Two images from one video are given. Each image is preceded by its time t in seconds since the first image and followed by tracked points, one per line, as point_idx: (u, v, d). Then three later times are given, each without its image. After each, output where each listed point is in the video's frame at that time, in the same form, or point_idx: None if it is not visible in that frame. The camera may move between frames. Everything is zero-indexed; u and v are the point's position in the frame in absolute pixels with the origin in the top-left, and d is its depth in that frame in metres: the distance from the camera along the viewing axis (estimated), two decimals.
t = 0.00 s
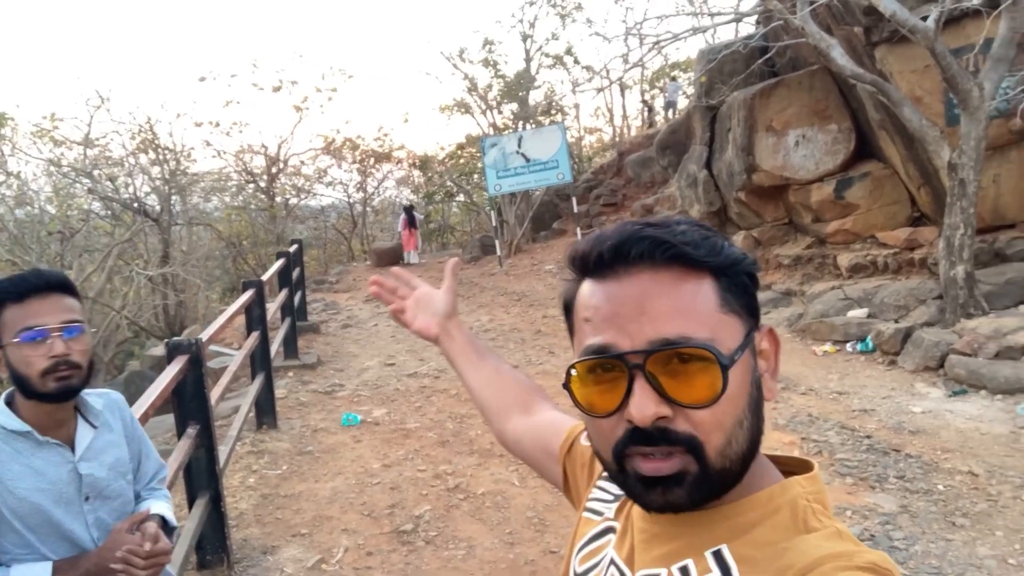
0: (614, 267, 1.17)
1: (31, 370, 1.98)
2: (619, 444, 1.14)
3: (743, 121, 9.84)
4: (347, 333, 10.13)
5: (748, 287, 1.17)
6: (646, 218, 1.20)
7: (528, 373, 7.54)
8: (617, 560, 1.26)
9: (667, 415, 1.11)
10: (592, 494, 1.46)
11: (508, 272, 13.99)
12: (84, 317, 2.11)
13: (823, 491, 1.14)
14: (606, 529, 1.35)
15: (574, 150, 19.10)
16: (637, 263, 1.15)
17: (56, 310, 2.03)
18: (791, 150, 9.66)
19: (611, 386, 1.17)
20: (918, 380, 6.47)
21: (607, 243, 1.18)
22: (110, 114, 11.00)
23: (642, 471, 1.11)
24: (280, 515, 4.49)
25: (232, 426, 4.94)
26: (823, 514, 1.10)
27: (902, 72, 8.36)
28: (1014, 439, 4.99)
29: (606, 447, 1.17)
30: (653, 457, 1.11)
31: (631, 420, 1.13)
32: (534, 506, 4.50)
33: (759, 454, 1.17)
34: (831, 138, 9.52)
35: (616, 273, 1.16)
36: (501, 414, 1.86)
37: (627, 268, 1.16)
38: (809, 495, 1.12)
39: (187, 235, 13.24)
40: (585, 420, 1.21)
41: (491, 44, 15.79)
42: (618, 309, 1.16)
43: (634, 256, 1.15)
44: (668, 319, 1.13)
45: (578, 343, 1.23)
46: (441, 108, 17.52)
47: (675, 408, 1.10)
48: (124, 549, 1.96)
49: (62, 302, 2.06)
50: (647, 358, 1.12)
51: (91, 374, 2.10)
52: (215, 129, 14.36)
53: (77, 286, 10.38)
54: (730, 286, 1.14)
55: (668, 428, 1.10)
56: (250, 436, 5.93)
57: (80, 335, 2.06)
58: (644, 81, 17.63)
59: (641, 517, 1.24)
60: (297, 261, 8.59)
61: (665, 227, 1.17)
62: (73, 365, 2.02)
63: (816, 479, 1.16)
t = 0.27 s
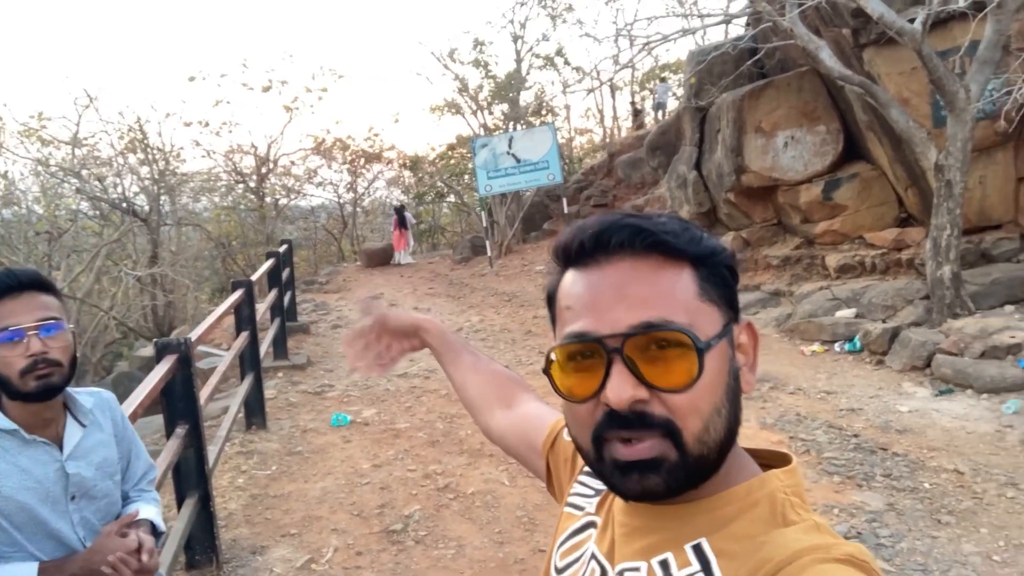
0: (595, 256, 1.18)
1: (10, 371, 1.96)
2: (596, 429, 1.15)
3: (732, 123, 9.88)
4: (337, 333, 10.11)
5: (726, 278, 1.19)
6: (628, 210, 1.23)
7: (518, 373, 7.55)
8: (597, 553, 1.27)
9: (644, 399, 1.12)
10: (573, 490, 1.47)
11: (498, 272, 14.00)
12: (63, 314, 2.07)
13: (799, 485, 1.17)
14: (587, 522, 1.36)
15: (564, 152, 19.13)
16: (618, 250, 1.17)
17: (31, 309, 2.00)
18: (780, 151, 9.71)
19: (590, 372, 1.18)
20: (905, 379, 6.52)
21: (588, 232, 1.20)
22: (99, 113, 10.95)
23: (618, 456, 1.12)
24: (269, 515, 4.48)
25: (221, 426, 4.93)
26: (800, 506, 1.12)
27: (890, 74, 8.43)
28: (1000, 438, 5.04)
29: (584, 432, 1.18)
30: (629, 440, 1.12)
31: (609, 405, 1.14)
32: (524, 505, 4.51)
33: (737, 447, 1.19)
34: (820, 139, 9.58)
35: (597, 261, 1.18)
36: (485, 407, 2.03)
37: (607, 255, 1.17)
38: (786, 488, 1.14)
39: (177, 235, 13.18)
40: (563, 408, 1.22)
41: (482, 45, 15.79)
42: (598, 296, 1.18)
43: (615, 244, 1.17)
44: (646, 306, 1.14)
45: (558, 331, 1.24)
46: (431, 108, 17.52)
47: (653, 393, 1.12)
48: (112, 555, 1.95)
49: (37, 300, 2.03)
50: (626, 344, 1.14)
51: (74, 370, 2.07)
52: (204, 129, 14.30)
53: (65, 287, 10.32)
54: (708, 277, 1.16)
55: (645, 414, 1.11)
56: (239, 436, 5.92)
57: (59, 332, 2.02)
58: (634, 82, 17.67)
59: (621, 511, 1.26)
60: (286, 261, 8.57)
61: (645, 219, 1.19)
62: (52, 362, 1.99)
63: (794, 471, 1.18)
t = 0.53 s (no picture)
0: (579, 240, 1.21)
1: (3, 362, 1.96)
2: (578, 409, 1.17)
3: (724, 122, 9.92)
4: (330, 332, 10.10)
5: (707, 263, 1.21)
6: (613, 196, 1.25)
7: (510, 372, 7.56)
8: (582, 536, 1.28)
9: (624, 380, 1.14)
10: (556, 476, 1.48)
11: (491, 271, 14.01)
12: (53, 304, 2.07)
13: (778, 464, 1.19)
14: (572, 508, 1.38)
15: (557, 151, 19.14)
16: (601, 235, 1.19)
17: (20, 301, 2.00)
18: (771, 150, 9.75)
19: (573, 354, 1.20)
20: (895, 377, 6.56)
21: (573, 217, 1.22)
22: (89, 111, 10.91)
23: (597, 435, 1.14)
24: (262, 512, 4.48)
25: (213, 424, 4.92)
26: (779, 485, 1.14)
27: (880, 74, 8.49)
28: (988, 435, 5.09)
29: (565, 413, 1.20)
30: (610, 421, 1.14)
31: (590, 386, 1.16)
32: (516, 502, 4.52)
33: (718, 429, 1.21)
34: (811, 139, 9.63)
35: (581, 245, 1.20)
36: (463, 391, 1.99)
37: (591, 240, 1.19)
38: (765, 468, 1.16)
39: (168, 234, 13.14)
40: (546, 390, 1.24)
41: (474, 44, 15.79)
42: (582, 280, 1.20)
43: (599, 229, 1.19)
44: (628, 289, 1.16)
45: (543, 314, 1.26)
46: (424, 107, 17.50)
47: (634, 374, 1.13)
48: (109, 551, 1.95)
49: (25, 291, 2.02)
50: (607, 325, 1.16)
51: (67, 360, 2.07)
52: (196, 128, 14.26)
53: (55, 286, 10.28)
54: (690, 262, 1.18)
55: (625, 394, 1.13)
56: (232, 434, 5.91)
57: (50, 322, 2.02)
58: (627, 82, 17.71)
59: (604, 492, 1.28)
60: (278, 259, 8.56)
61: (630, 204, 1.21)
62: (44, 352, 1.99)
63: (773, 453, 1.20)
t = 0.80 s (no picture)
0: (570, 235, 1.21)
1: (3, 360, 1.96)
2: (571, 403, 1.18)
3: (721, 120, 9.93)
4: (327, 330, 10.10)
5: (696, 257, 1.22)
6: (602, 191, 1.25)
7: (507, 370, 7.57)
8: (569, 530, 1.29)
9: (617, 374, 1.15)
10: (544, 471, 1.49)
11: (488, 270, 14.01)
12: (54, 301, 2.07)
13: (763, 456, 1.20)
14: (559, 502, 1.38)
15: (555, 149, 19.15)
16: (593, 230, 1.19)
17: (20, 298, 2.00)
18: (768, 149, 9.76)
19: (565, 348, 1.20)
20: (892, 375, 6.59)
21: (563, 212, 1.22)
22: (86, 109, 10.90)
23: (590, 428, 1.15)
24: (260, 510, 4.49)
25: (211, 421, 4.92)
26: (764, 476, 1.15)
27: (877, 72, 8.51)
28: (984, 432, 5.11)
29: (557, 407, 1.20)
30: (603, 414, 1.15)
31: (583, 379, 1.17)
32: (513, 499, 4.54)
33: (704, 421, 1.22)
34: (808, 137, 9.65)
35: (572, 241, 1.21)
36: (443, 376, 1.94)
37: (582, 235, 1.20)
38: (751, 459, 1.17)
39: (165, 232, 13.14)
40: (536, 384, 1.25)
41: (472, 42, 15.79)
42: (574, 275, 1.20)
43: (590, 224, 1.19)
44: (620, 284, 1.17)
45: (533, 309, 1.27)
46: (421, 105, 17.49)
47: (627, 367, 1.14)
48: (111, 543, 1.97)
49: (26, 288, 2.02)
50: (600, 319, 1.16)
51: (68, 358, 2.07)
52: (193, 125, 14.25)
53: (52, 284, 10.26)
54: (679, 256, 1.19)
55: (619, 386, 1.14)
56: (229, 432, 5.91)
57: (51, 320, 2.02)
58: (624, 81, 17.71)
59: (591, 486, 1.28)
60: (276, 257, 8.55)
61: (619, 199, 1.21)
62: (44, 349, 1.99)
63: (758, 445, 1.21)
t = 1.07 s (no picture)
0: (567, 232, 1.22)
1: (4, 362, 1.95)
2: (561, 402, 1.18)
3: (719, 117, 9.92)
4: (326, 328, 10.09)
5: (690, 260, 1.22)
6: (601, 191, 1.26)
7: (506, 367, 7.57)
8: (561, 532, 1.29)
9: (609, 373, 1.14)
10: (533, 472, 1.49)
11: (486, 267, 14.01)
12: (55, 302, 2.06)
13: (753, 457, 1.20)
14: (550, 504, 1.39)
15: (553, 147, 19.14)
16: (589, 228, 1.20)
17: (21, 299, 1.99)
18: (766, 146, 9.76)
19: (557, 346, 1.20)
20: (890, 371, 6.60)
21: (560, 209, 1.24)
22: (83, 107, 10.89)
23: (581, 427, 1.15)
24: (259, 508, 4.49)
25: (210, 420, 4.92)
26: (755, 478, 1.15)
27: (875, 69, 8.50)
28: (982, 428, 5.12)
29: (547, 406, 1.20)
30: (593, 414, 1.15)
31: (575, 378, 1.17)
32: (513, 496, 4.54)
33: (693, 424, 1.23)
34: (806, 134, 9.65)
35: (569, 238, 1.21)
36: (432, 367, 1.94)
37: (578, 233, 1.21)
38: (741, 460, 1.17)
39: (163, 230, 13.15)
40: (528, 381, 1.25)
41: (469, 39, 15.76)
42: (568, 272, 1.20)
43: (587, 222, 1.21)
44: (614, 282, 1.17)
45: (526, 305, 1.27)
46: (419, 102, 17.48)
47: (619, 368, 1.14)
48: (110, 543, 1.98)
49: (28, 290, 2.02)
50: (593, 317, 1.16)
51: (69, 360, 2.07)
52: (190, 123, 14.23)
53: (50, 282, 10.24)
54: (673, 258, 1.19)
55: (610, 386, 1.14)
56: (228, 430, 5.91)
57: (52, 322, 2.02)
58: (622, 77, 17.69)
59: (582, 487, 1.28)
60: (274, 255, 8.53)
61: (617, 198, 1.22)
62: (44, 352, 1.99)
63: (748, 446, 1.21)
